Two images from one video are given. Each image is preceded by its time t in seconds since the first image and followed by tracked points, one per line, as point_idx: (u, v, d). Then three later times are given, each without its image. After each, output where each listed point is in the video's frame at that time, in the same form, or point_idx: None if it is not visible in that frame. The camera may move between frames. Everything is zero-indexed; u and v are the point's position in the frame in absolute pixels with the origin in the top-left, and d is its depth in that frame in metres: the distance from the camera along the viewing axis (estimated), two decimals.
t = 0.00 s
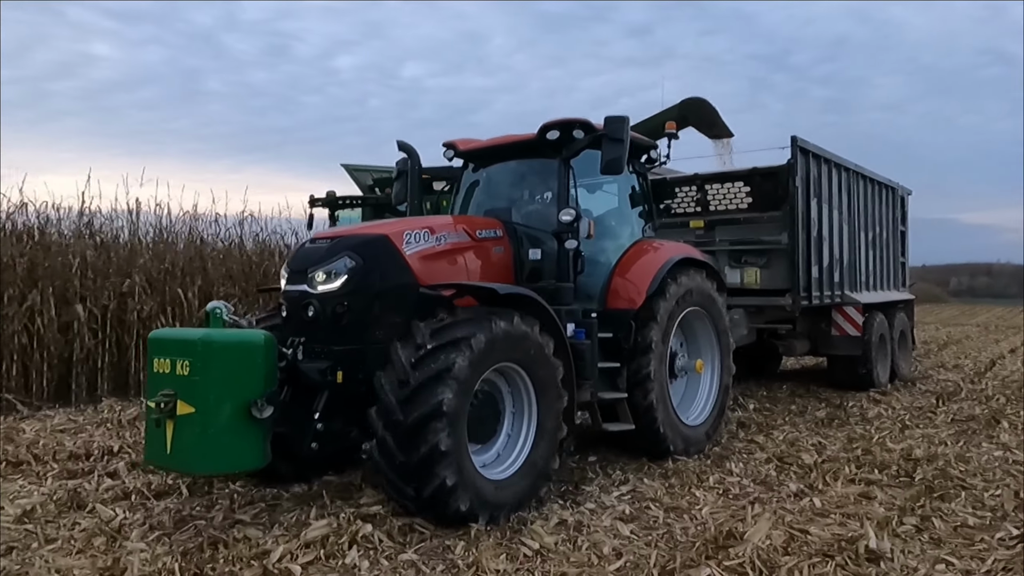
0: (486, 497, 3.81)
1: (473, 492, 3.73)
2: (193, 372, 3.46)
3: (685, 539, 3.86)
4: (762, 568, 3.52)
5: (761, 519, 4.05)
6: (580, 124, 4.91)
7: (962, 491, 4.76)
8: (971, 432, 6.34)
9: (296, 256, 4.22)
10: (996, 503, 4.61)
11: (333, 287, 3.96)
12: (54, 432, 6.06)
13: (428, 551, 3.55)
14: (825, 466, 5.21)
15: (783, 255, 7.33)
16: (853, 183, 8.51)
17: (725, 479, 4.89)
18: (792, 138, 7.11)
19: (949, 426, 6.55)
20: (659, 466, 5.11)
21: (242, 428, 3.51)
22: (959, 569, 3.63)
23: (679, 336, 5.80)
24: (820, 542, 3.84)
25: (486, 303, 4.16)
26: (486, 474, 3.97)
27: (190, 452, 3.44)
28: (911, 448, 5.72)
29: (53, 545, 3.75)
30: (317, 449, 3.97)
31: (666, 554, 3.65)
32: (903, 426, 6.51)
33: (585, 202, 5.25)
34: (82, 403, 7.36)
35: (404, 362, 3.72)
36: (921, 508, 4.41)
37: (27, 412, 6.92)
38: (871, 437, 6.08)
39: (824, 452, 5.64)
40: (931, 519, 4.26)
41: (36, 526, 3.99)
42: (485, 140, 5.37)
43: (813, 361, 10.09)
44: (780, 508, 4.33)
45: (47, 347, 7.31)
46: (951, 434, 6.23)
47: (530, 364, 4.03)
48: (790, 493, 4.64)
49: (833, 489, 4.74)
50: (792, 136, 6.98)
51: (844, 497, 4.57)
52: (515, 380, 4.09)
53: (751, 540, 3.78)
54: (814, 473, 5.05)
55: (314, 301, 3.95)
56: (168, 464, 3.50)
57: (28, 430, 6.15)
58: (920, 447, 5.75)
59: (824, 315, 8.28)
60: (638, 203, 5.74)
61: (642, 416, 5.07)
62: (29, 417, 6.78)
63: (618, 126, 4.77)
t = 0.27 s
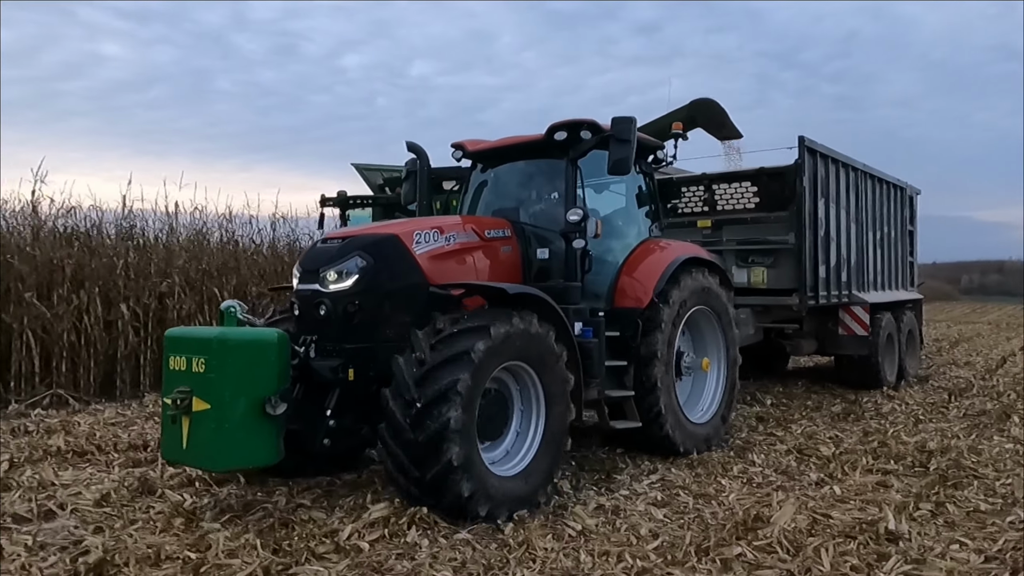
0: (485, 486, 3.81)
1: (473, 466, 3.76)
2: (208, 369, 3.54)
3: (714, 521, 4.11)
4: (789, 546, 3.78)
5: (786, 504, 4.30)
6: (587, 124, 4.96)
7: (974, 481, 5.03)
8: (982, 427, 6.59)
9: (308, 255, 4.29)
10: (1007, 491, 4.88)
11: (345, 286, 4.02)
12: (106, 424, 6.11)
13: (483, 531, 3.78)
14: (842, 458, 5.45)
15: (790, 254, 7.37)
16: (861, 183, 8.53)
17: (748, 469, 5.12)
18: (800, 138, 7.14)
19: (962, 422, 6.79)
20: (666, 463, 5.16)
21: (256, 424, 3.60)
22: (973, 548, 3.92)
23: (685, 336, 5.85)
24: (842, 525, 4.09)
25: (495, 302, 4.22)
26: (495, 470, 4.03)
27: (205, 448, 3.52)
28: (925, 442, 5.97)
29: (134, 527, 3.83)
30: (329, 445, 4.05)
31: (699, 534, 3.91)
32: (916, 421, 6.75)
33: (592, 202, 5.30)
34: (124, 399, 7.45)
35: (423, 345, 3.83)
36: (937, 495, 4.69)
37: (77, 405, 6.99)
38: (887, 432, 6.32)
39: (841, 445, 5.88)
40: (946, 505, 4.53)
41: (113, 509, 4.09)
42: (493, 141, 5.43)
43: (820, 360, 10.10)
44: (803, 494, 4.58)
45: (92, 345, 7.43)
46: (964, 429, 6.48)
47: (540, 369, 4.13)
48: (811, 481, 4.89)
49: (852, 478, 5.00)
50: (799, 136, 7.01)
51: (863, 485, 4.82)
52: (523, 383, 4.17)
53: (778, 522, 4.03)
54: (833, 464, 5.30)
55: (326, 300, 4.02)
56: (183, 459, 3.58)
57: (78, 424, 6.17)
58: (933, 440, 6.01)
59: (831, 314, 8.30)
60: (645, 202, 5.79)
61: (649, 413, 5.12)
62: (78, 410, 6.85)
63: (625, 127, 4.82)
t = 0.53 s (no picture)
0: (484, 476, 3.83)
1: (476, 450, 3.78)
2: (224, 370, 3.61)
3: (739, 508, 4.39)
4: (810, 529, 4.08)
5: (806, 493, 4.59)
6: (596, 128, 5.01)
7: (982, 472, 5.39)
8: (990, 422, 6.92)
9: (319, 257, 4.34)
10: (1012, 482, 5.22)
11: (356, 288, 4.07)
12: (151, 419, 6.19)
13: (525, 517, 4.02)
14: (857, 450, 5.74)
15: (795, 255, 7.39)
16: (865, 184, 8.56)
17: (768, 461, 5.39)
18: (805, 140, 7.17)
19: (971, 418, 7.09)
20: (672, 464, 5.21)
21: (270, 424, 3.67)
22: (980, 532, 4.28)
23: (691, 336, 5.89)
24: (860, 512, 4.40)
25: (504, 304, 4.27)
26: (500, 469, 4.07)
27: (220, 447, 3.60)
28: (936, 437, 6.26)
29: (200, 511, 4.03)
30: (340, 445, 4.10)
31: (727, 518, 4.20)
32: (927, 417, 7.05)
33: (600, 204, 5.35)
34: (162, 395, 7.57)
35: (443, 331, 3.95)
36: (947, 485, 5.04)
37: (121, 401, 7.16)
38: (898, 427, 6.60)
39: (854, 440, 6.16)
40: (955, 495, 4.88)
41: (176, 496, 4.29)
42: (501, 142, 5.47)
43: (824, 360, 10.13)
44: (823, 484, 4.88)
45: (131, 343, 7.56)
46: (972, 425, 6.79)
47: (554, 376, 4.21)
48: (827, 472, 5.18)
49: (866, 469, 5.31)
50: (804, 138, 7.05)
51: (877, 476, 5.14)
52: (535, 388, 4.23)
53: (800, 509, 4.32)
54: (847, 457, 5.60)
55: (337, 302, 4.07)
56: (198, 458, 3.66)
57: (126, 418, 6.37)
58: (943, 435, 6.35)
59: (836, 314, 8.34)
60: (652, 204, 5.83)
61: (654, 414, 5.17)
62: (124, 405, 6.99)
63: (635, 131, 4.87)
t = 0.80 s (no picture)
0: (483, 459, 3.89)
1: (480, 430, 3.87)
2: (234, 370, 3.72)
3: (757, 496, 4.63)
4: (822, 514, 4.32)
5: (819, 483, 4.83)
6: (598, 132, 5.10)
7: (986, 464, 5.55)
8: (993, 417, 7.04)
9: (326, 259, 4.43)
10: (1016, 472, 5.41)
11: (363, 289, 4.17)
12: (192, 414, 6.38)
13: (559, 505, 4.29)
14: (866, 443, 5.90)
15: (795, 256, 7.46)
16: (865, 184, 8.62)
17: (781, 453, 5.59)
18: (805, 142, 7.24)
19: (974, 413, 7.18)
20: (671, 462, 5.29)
21: (279, 422, 3.77)
22: (983, 518, 4.50)
23: (691, 337, 5.97)
24: (870, 500, 4.62)
25: (507, 305, 4.36)
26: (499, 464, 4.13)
27: (230, 444, 3.71)
28: (940, 431, 6.40)
29: (258, 498, 4.26)
30: (346, 443, 4.19)
31: (744, 505, 4.45)
32: (931, 412, 7.16)
33: (602, 206, 5.43)
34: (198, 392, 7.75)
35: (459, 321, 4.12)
36: (952, 475, 5.22)
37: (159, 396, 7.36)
38: (905, 421, 6.75)
39: (863, 433, 6.31)
40: (960, 484, 5.06)
41: (209, 489, 4.44)
42: (505, 145, 5.55)
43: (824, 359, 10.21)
44: (835, 474, 5.10)
45: (166, 341, 7.78)
46: (977, 419, 6.92)
47: (560, 380, 4.32)
48: (838, 463, 5.37)
49: (875, 461, 5.47)
50: (803, 140, 7.13)
51: (885, 467, 5.31)
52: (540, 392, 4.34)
53: (812, 497, 4.55)
54: (857, 449, 5.76)
55: (344, 303, 4.16)
56: (208, 455, 3.77)
57: (166, 412, 6.54)
58: (948, 429, 6.48)
59: (836, 314, 8.42)
60: (653, 206, 5.91)
61: (654, 413, 5.25)
62: (160, 401, 7.13)
63: (636, 136, 4.95)
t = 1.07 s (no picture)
0: (472, 440, 3.92)
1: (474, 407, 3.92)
2: (227, 365, 3.76)
3: (766, 483, 4.82)
4: (829, 499, 4.51)
5: (824, 469, 5.01)
6: (588, 128, 5.14)
7: (983, 453, 5.69)
8: (990, 410, 7.15)
9: (320, 256, 4.46)
10: (1010, 460, 5.57)
11: (355, 286, 4.20)
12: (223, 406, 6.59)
13: (578, 491, 4.51)
14: (867, 435, 6.04)
15: (788, 253, 7.50)
16: (860, 181, 8.65)
17: (787, 444, 5.76)
18: (797, 139, 7.27)
19: (972, 407, 7.28)
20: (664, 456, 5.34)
21: (274, 417, 3.82)
22: (980, 501, 4.68)
23: (683, 332, 6.00)
24: (873, 485, 4.81)
25: (499, 300, 4.40)
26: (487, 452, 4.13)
27: (224, 439, 3.75)
28: (939, 423, 6.51)
29: (275, 487, 4.38)
30: (340, 437, 4.23)
31: (754, 491, 4.64)
32: (931, 406, 7.26)
33: (594, 203, 5.47)
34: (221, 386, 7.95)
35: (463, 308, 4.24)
36: (951, 463, 5.38)
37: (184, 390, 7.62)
38: (905, 414, 6.89)
39: (865, 425, 6.46)
40: (958, 471, 5.21)
41: (206, 484, 4.50)
42: (497, 143, 5.58)
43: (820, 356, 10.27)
44: (838, 462, 5.28)
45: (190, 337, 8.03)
46: (975, 412, 7.03)
47: (554, 380, 4.39)
48: (842, 453, 5.52)
49: (877, 451, 5.61)
50: (796, 138, 7.16)
51: (886, 456, 5.47)
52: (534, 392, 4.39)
53: (818, 483, 4.73)
54: (859, 440, 5.89)
55: (337, 299, 4.19)
56: (203, 450, 3.81)
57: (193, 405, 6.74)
58: (946, 421, 6.59)
59: (831, 311, 8.46)
60: (645, 202, 5.95)
61: (647, 408, 5.29)
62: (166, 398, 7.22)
63: (626, 132, 4.98)
